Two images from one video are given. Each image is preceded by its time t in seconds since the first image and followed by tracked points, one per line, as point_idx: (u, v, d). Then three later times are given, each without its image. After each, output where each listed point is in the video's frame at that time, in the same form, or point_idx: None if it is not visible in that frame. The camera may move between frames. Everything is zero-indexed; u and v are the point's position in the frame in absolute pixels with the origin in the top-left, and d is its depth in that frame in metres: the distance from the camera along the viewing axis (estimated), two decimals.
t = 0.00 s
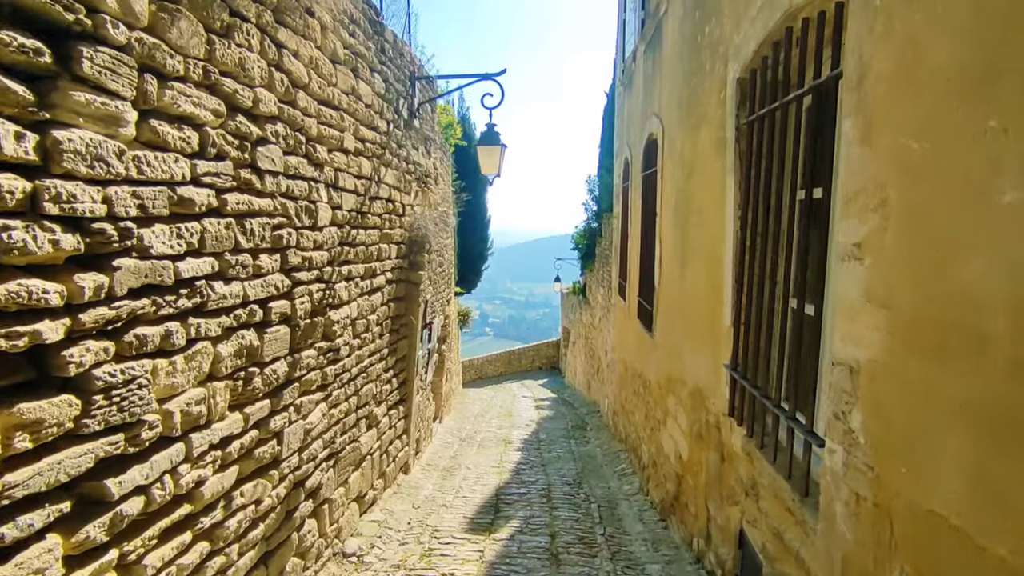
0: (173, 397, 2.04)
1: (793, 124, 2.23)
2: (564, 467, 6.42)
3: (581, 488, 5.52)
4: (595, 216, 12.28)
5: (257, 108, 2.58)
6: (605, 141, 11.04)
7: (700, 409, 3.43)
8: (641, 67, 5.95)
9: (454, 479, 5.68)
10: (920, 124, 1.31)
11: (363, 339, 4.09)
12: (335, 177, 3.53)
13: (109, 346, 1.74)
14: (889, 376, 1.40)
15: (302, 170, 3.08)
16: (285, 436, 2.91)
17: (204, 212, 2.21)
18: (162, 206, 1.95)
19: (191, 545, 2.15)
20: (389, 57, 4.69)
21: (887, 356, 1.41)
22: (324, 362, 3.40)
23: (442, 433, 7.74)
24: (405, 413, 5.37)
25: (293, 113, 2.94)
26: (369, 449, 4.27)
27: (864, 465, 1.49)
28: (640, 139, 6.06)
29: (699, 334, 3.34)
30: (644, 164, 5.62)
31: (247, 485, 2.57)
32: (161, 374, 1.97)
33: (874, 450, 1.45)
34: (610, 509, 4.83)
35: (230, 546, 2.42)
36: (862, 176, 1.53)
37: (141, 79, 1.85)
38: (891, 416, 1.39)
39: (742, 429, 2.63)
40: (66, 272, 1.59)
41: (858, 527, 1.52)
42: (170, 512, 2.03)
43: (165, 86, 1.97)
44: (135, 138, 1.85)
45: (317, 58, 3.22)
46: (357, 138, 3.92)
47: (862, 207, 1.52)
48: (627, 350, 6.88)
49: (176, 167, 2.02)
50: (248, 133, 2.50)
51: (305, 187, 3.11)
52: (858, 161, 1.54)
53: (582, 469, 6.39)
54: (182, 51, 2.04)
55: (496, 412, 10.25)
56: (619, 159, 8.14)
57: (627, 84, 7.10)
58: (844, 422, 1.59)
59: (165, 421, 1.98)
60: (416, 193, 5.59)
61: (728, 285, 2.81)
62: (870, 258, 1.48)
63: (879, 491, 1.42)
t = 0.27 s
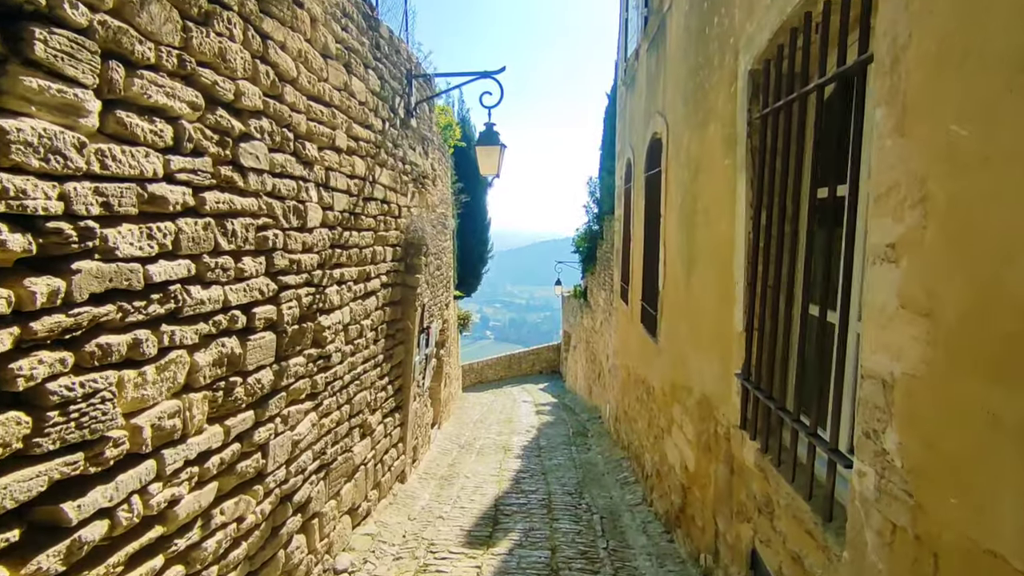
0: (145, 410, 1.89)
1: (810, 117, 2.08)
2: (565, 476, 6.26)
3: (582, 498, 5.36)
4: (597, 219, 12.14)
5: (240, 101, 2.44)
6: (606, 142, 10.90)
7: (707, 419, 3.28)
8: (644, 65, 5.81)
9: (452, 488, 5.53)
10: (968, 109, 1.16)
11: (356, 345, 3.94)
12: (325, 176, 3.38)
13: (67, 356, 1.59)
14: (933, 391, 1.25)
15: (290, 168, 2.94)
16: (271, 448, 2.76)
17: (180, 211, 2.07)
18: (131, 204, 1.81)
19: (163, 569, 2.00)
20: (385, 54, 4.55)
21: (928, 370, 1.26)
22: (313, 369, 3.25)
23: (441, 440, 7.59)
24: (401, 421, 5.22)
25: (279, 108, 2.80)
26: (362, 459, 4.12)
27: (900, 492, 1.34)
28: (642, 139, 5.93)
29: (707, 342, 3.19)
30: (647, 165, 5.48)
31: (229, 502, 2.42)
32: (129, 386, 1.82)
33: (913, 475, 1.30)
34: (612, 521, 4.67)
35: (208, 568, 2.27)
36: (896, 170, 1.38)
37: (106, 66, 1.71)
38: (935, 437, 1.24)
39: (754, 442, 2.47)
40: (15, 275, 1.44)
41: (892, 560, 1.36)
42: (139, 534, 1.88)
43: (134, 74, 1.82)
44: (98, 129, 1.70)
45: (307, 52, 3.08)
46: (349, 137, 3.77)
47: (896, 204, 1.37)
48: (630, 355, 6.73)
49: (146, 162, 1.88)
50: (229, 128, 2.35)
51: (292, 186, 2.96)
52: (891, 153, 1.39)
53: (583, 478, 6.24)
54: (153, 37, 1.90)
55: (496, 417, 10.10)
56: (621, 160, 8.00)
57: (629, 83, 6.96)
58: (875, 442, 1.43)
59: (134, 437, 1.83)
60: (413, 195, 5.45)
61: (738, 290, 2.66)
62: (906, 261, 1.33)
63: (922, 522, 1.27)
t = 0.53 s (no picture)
0: (106, 419, 1.74)
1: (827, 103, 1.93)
2: (565, 482, 6.09)
3: (582, 506, 5.20)
4: (597, 220, 11.99)
5: (218, 88, 2.28)
6: (607, 142, 10.76)
7: (714, 426, 3.12)
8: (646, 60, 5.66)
9: (448, 495, 5.36)
10: None
11: (347, 349, 3.78)
12: (313, 171, 3.23)
13: (10, 361, 1.44)
14: (986, 402, 1.09)
15: (274, 161, 2.78)
16: (252, 457, 2.59)
17: (147, 202, 1.91)
18: (88, 194, 1.65)
19: None
20: (379, 47, 4.40)
21: (980, 379, 1.10)
22: (300, 373, 3.09)
23: (438, 445, 7.43)
24: (396, 426, 5.06)
25: (262, 97, 2.64)
26: (353, 467, 3.96)
27: (945, 517, 1.18)
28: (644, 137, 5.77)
29: (714, 345, 3.04)
30: (650, 162, 5.33)
31: (204, 516, 2.26)
32: (86, 393, 1.66)
33: (962, 498, 1.14)
34: (614, 530, 4.51)
35: None
36: (938, 151, 1.22)
37: (59, 40, 1.55)
38: (989, 456, 1.08)
39: (767, 452, 2.31)
40: None
41: None
42: (99, 555, 1.72)
43: (92, 52, 1.66)
44: (49, 111, 1.55)
45: (293, 39, 2.93)
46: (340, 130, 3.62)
47: (939, 189, 1.21)
48: (631, 357, 6.56)
49: (108, 148, 1.72)
50: (204, 115, 2.20)
51: (276, 180, 2.80)
52: (932, 132, 1.23)
53: (583, 484, 6.07)
54: (116, 13, 1.74)
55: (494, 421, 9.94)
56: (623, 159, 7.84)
57: (631, 80, 6.81)
58: (913, 457, 1.27)
59: (92, 449, 1.68)
60: (409, 193, 5.30)
61: (749, 289, 2.51)
62: (950, 254, 1.18)
63: (974, 553, 1.11)
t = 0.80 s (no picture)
0: (55, 431, 1.56)
1: (849, 84, 1.77)
2: (564, 488, 5.92)
3: (582, 514, 5.03)
4: (597, 220, 11.83)
5: (189, 70, 2.12)
6: (608, 141, 10.60)
7: (723, 434, 2.95)
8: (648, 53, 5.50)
9: (444, 503, 5.19)
10: None
11: (335, 352, 3.61)
12: (298, 164, 3.06)
13: None
14: None
15: (255, 152, 2.61)
16: (229, 468, 2.42)
17: (106, 191, 1.74)
18: (31, 180, 1.48)
19: None
20: (371, 38, 4.24)
21: None
22: (283, 378, 2.92)
23: (434, 450, 7.25)
24: (389, 431, 4.90)
25: (241, 82, 2.47)
26: (343, 475, 3.79)
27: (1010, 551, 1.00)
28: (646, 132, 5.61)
29: (723, 348, 2.87)
30: (652, 158, 5.17)
31: (174, 534, 2.09)
32: (30, 403, 1.49)
33: None
34: (616, 540, 4.33)
35: None
36: (995, 124, 1.05)
37: None
38: None
39: (782, 463, 2.14)
40: None
41: None
42: None
43: (37, 22, 1.50)
44: None
45: (276, 23, 2.77)
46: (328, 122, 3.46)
47: (997, 168, 1.04)
48: (633, 359, 6.40)
49: (56, 130, 1.55)
50: (174, 99, 2.03)
51: (257, 172, 2.63)
52: (987, 102, 1.06)
53: (584, 490, 5.90)
54: None
55: (493, 425, 9.77)
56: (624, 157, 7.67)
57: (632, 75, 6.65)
58: (966, 479, 1.11)
59: (37, 464, 1.51)
60: (403, 190, 5.14)
61: (761, 288, 2.34)
62: (1013, 243, 1.01)
63: None
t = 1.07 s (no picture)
0: None
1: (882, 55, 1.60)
2: (565, 493, 5.75)
3: (584, 521, 4.86)
4: (598, 219, 11.67)
5: (159, 45, 1.94)
6: (609, 139, 10.44)
7: (735, 439, 2.78)
8: (651, 45, 5.34)
9: (440, 509, 5.01)
10: None
11: (325, 352, 3.45)
12: (284, 154, 2.89)
13: None
14: None
15: (235, 138, 2.44)
16: (206, 478, 2.25)
17: (59, 175, 1.57)
18: None
19: None
20: (364, 26, 4.08)
21: None
22: (268, 380, 2.76)
23: (431, 453, 7.08)
24: (383, 434, 4.73)
25: (220, 63, 2.30)
26: (333, 482, 3.62)
27: None
28: (650, 126, 5.45)
29: (734, 348, 2.71)
30: (656, 152, 5.00)
31: (143, 550, 1.92)
32: None
33: None
34: (619, 549, 4.16)
35: None
36: None
37: None
38: None
39: (803, 472, 1.97)
40: None
41: None
42: None
43: None
44: None
45: (258, 2, 2.60)
46: (316, 111, 3.29)
47: None
48: (635, 360, 6.24)
49: None
50: (141, 77, 1.86)
51: (237, 160, 2.46)
52: None
53: (585, 495, 5.73)
54: None
55: (492, 427, 9.59)
56: (626, 154, 7.51)
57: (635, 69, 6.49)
58: None
59: None
60: (398, 186, 4.97)
61: (779, 282, 2.17)
62: None
63: None
